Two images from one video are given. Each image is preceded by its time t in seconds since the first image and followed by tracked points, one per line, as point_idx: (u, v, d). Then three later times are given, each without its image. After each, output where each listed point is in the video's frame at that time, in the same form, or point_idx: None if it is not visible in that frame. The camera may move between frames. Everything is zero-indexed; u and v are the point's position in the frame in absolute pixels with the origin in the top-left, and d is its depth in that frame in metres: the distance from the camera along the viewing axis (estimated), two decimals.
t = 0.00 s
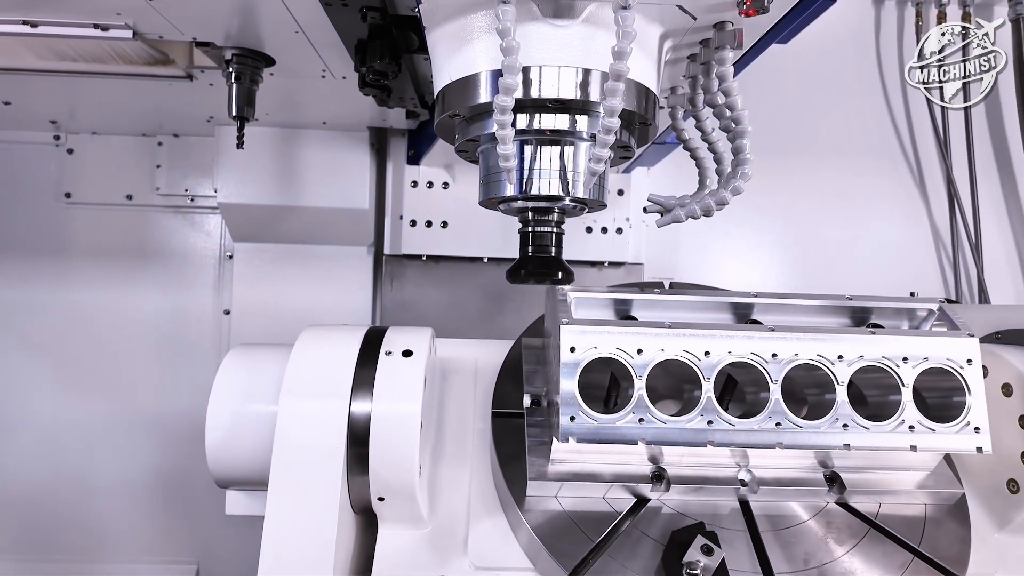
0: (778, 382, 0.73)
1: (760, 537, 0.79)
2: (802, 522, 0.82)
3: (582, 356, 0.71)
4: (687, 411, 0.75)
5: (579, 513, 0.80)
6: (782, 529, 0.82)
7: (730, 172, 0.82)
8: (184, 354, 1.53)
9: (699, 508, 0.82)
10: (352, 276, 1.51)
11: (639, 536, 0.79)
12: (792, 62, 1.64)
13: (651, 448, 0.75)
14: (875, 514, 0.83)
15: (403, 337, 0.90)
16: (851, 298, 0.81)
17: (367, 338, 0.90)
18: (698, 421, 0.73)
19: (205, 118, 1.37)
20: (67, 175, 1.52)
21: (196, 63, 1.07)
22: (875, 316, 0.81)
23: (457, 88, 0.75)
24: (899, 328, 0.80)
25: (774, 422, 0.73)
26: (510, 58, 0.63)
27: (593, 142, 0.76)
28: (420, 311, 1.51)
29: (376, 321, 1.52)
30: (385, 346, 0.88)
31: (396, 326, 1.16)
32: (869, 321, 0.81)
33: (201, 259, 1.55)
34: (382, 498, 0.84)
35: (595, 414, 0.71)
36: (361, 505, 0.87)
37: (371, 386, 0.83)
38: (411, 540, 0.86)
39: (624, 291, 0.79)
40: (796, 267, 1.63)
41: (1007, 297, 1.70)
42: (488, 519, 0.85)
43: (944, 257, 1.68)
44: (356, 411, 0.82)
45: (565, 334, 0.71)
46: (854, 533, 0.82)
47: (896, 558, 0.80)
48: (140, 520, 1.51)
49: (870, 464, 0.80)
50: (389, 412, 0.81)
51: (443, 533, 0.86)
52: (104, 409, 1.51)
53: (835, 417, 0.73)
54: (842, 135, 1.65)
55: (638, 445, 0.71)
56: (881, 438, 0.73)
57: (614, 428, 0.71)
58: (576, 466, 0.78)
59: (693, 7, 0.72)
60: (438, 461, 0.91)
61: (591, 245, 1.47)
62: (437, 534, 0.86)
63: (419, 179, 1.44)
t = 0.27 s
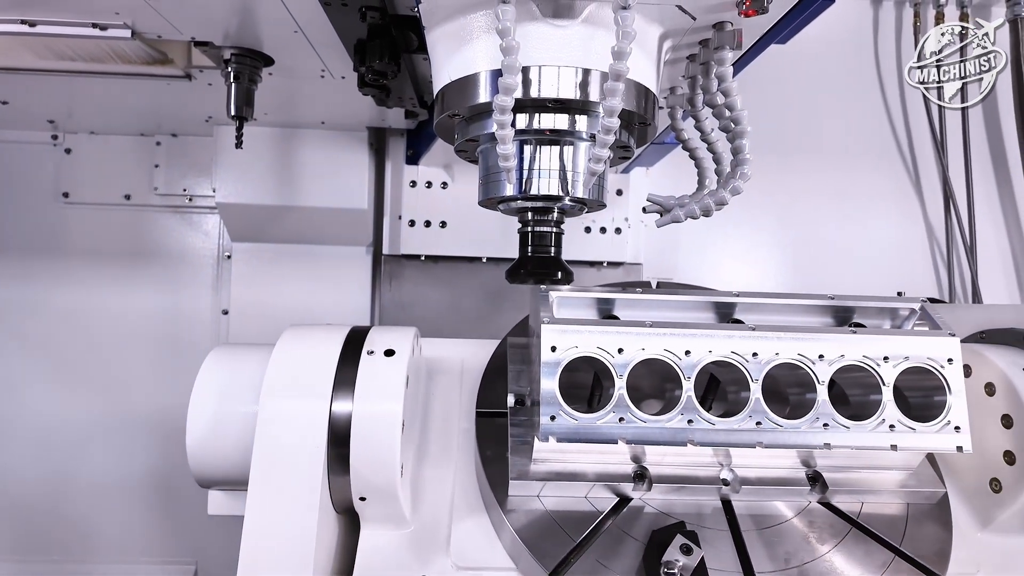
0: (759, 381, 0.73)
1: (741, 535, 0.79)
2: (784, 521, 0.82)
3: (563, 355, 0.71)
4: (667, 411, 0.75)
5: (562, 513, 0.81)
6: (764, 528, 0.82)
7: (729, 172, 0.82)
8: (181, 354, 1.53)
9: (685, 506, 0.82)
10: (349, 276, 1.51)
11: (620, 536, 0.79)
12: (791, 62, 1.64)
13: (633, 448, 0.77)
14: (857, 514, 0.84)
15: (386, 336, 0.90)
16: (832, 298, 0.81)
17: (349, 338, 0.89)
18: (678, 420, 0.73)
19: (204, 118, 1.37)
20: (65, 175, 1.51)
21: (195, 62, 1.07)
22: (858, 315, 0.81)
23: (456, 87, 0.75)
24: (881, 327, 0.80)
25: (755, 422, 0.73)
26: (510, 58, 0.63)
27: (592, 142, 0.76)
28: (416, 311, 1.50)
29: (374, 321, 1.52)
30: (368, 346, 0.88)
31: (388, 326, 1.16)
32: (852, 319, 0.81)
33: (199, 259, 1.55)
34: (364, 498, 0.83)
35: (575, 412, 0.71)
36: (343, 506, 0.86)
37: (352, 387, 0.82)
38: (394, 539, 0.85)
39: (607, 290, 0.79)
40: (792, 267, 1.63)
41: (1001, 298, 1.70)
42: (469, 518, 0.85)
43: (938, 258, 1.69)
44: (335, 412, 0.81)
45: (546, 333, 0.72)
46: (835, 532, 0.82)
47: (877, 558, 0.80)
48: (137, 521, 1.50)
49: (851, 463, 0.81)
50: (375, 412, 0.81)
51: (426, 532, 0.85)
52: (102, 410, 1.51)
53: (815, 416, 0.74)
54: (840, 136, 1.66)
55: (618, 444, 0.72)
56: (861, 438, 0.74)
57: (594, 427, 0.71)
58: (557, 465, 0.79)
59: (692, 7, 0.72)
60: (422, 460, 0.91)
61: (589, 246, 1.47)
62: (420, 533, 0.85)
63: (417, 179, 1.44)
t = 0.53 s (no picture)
0: (740, 382, 0.74)
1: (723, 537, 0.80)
2: (768, 520, 0.83)
3: (545, 356, 0.71)
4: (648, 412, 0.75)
5: (545, 514, 0.81)
6: (748, 528, 0.82)
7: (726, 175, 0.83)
8: (179, 354, 1.54)
9: (671, 507, 0.83)
10: (350, 276, 1.51)
11: (604, 537, 0.80)
12: (788, 63, 1.65)
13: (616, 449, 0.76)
14: (839, 514, 0.84)
15: (371, 337, 0.88)
16: (813, 301, 0.81)
17: (333, 341, 0.87)
18: (659, 421, 0.73)
19: (203, 119, 1.38)
20: (64, 176, 1.52)
21: (194, 64, 1.07)
22: (840, 317, 0.82)
23: (454, 91, 0.76)
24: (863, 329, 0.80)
25: (734, 423, 0.74)
26: (509, 62, 0.63)
27: (590, 146, 0.76)
28: (414, 312, 1.51)
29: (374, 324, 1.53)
30: (352, 347, 0.86)
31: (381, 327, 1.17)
32: (833, 322, 0.82)
33: (198, 260, 1.55)
34: (348, 499, 0.82)
35: (557, 414, 0.71)
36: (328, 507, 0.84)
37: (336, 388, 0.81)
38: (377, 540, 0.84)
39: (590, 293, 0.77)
40: (790, 268, 1.64)
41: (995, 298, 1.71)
42: (454, 519, 0.85)
43: (932, 259, 1.69)
44: (319, 413, 0.80)
45: (528, 335, 0.72)
46: (817, 533, 0.83)
47: (857, 559, 0.81)
48: (135, 521, 1.51)
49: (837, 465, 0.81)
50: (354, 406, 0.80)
51: (410, 533, 0.85)
52: (100, 410, 1.51)
53: (795, 417, 0.74)
54: (837, 137, 1.66)
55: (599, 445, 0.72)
56: (843, 438, 0.74)
57: (574, 428, 0.71)
58: (541, 467, 0.79)
59: (689, 12, 0.73)
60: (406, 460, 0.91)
61: (587, 247, 1.47)
62: (404, 534, 0.84)
63: (416, 181, 1.44)
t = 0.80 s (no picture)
0: (722, 379, 0.74)
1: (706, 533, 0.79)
2: (753, 518, 0.82)
3: (528, 353, 0.71)
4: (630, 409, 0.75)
5: (527, 512, 0.80)
6: (733, 525, 0.81)
7: (727, 172, 0.83)
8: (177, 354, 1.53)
9: (657, 504, 0.82)
10: (352, 275, 1.51)
11: (585, 533, 0.78)
12: (788, 62, 1.65)
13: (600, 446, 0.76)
14: (825, 512, 0.83)
15: (354, 335, 0.88)
16: (799, 297, 0.81)
17: (316, 338, 0.87)
18: (641, 418, 0.73)
19: (203, 118, 1.38)
20: (63, 175, 1.51)
21: (194, 62, 1.07)
22: (825, 314, 0.82)
23: (454, 88, 0.75)
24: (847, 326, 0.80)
25: (716, 420, 0.73)
26: (509, 58, 0.63)
27: (591, 143, 0.76)
28: (413, 311, 1.50)
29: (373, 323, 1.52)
30: (335, 344, 0.86)
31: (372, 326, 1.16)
32: (819, 318, 0.82)
33: (197, 259, 1.55)
34: (330, 497, 0.82)
35: (539, 411, 0.71)
36: (310, 505, 0.85)
37: (318, 385, 0.81)
38: (361, 538, 0.84)
39: (573, 290, 0.78)
40: (790, 268, 1.64)
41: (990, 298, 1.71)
42: (437, 517, 0.83)
43: (927, 258, 1.69)
44: (301, 411, 0.80)
45: (510, 332, 0.72)
46: (802, 530, 0.81)
47: (843, 555, 0.79)
48: (132, 521, 1.50)
49: (817, 462, 0.81)
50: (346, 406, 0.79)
51: (394, 532, 0.84)
52: (98, 410, 1.51)
53: (778, 414, 0.74)
54: (836, 136, 1.66)
55: (582, 442, 0.71)
56: (826, 435, 0.74)
57: (556, 425, 0.71)
58: (526, 464, 0.78)
59: (689, 9, 0.72)
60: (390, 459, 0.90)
61: (586, 245, 1.47)
62: (387, 532, 0.84)
63: (416, 180, 1.44)
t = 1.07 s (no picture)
0: (702, 379, 0.73)
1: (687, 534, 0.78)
2: (735, 518, 0.81)
3: (508, 353, 0.71)
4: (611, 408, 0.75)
5: (509, 512, 0.79)
6: (715, 525, 0.80)
7: (725, 172, 0.83)
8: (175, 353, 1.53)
9: (641, 503, 0.82)
10: (352, 275, 1.51)
11: (566, 532, 0.77)
12: (787, 62, 1.65)
13: (583, 445, 0.74)
14: (807, 512, 0.83)
15: (337, 335, 0.88)
16: (780, 297, 0.81)
17: (297, 338, 0.87)
18: (621, 417, 0.73)
19: (203, 118, 1.38)
20: (62, 174, 1.51)
21: (194, 62, 1.07)
22: (807, 314, 0.82)
23: (453, 88, 0.75)
24: (829, 326, 0.81)
25: (696, 420, 0.73)
26: (509, 59, 0.63)
27: (589, 143, 0.76)
28: (414, 311, 1.51)
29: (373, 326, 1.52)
30: (317, 344, 0.86)
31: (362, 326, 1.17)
32: (800, 318, 0.82)
33: (196, 258, 1.55)
34: (312, 497, 0.82)
35: (520, 411, 0.71)
36: (293, 505, 0.84)
37: (299, 385, 0.81)
38: (344, 537, 0.84)
39: (559, 290, 0.77)
40: (789, 269, 1.64)
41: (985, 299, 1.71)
42: (420, 516, 0.83)
43: (923, 258, 1.69)
44: (282, 410, 0.80)
45: (491, 332, 0.72)
46: (784, 529, 0.81)
47: (825, 555, 0.79)
48: (128, 520, 1.50)
49: (800, 464, 0.80)
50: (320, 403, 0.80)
51: (377, 532, 0.84)
52: (96, 409, 1.51)
53: (758, 414, 0.74)
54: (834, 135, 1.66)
55: (561, 442, 0.72)
56: (805, 434, 0.74)
57: (535, 425, 0.71)
58: (507, 463, 0.77)
59: (689, 9, 0.72)
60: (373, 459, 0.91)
61: (585, 245, 1.47)
62: (370, 531, 0.84)
63: (416, 180, 1.44)
